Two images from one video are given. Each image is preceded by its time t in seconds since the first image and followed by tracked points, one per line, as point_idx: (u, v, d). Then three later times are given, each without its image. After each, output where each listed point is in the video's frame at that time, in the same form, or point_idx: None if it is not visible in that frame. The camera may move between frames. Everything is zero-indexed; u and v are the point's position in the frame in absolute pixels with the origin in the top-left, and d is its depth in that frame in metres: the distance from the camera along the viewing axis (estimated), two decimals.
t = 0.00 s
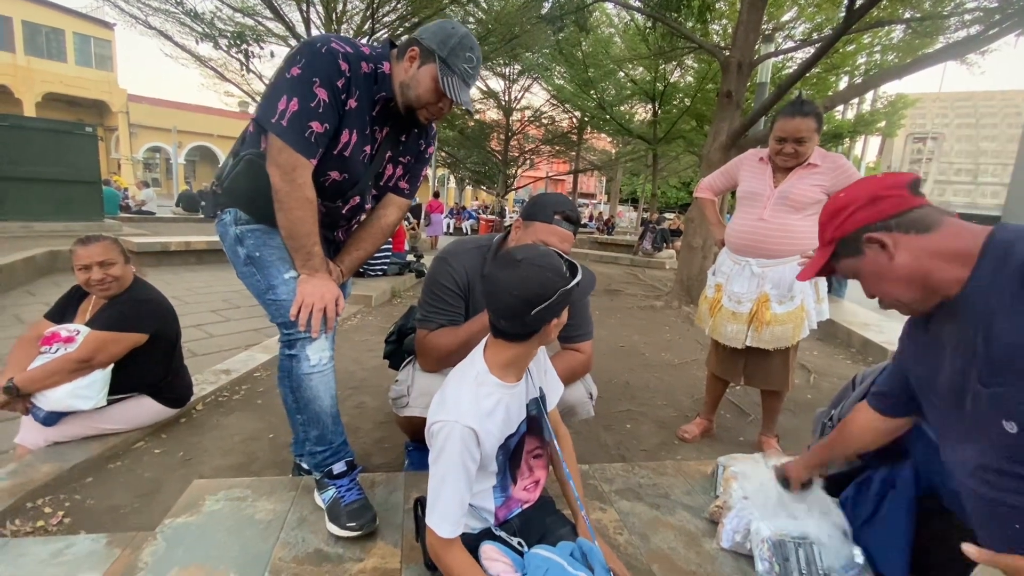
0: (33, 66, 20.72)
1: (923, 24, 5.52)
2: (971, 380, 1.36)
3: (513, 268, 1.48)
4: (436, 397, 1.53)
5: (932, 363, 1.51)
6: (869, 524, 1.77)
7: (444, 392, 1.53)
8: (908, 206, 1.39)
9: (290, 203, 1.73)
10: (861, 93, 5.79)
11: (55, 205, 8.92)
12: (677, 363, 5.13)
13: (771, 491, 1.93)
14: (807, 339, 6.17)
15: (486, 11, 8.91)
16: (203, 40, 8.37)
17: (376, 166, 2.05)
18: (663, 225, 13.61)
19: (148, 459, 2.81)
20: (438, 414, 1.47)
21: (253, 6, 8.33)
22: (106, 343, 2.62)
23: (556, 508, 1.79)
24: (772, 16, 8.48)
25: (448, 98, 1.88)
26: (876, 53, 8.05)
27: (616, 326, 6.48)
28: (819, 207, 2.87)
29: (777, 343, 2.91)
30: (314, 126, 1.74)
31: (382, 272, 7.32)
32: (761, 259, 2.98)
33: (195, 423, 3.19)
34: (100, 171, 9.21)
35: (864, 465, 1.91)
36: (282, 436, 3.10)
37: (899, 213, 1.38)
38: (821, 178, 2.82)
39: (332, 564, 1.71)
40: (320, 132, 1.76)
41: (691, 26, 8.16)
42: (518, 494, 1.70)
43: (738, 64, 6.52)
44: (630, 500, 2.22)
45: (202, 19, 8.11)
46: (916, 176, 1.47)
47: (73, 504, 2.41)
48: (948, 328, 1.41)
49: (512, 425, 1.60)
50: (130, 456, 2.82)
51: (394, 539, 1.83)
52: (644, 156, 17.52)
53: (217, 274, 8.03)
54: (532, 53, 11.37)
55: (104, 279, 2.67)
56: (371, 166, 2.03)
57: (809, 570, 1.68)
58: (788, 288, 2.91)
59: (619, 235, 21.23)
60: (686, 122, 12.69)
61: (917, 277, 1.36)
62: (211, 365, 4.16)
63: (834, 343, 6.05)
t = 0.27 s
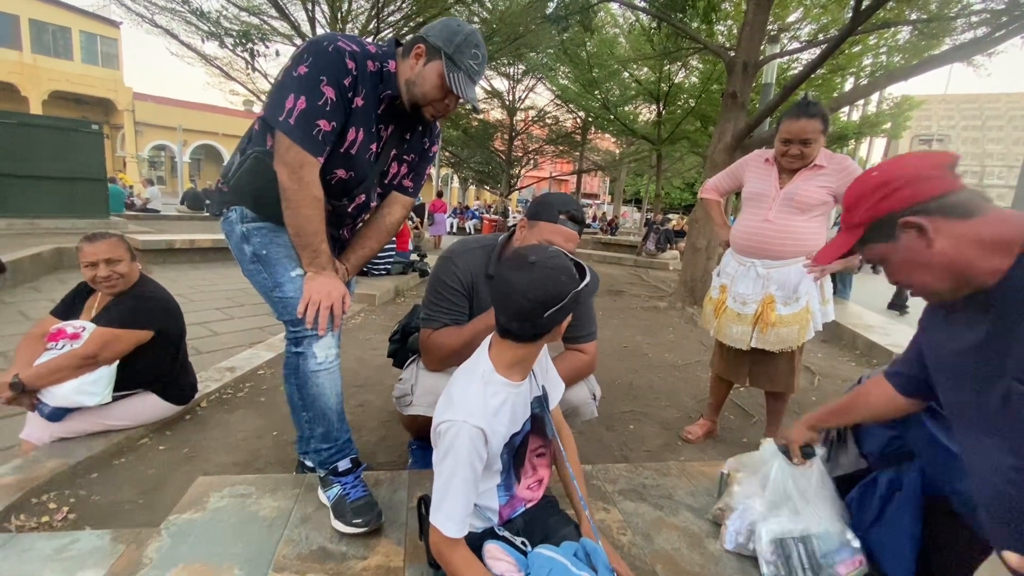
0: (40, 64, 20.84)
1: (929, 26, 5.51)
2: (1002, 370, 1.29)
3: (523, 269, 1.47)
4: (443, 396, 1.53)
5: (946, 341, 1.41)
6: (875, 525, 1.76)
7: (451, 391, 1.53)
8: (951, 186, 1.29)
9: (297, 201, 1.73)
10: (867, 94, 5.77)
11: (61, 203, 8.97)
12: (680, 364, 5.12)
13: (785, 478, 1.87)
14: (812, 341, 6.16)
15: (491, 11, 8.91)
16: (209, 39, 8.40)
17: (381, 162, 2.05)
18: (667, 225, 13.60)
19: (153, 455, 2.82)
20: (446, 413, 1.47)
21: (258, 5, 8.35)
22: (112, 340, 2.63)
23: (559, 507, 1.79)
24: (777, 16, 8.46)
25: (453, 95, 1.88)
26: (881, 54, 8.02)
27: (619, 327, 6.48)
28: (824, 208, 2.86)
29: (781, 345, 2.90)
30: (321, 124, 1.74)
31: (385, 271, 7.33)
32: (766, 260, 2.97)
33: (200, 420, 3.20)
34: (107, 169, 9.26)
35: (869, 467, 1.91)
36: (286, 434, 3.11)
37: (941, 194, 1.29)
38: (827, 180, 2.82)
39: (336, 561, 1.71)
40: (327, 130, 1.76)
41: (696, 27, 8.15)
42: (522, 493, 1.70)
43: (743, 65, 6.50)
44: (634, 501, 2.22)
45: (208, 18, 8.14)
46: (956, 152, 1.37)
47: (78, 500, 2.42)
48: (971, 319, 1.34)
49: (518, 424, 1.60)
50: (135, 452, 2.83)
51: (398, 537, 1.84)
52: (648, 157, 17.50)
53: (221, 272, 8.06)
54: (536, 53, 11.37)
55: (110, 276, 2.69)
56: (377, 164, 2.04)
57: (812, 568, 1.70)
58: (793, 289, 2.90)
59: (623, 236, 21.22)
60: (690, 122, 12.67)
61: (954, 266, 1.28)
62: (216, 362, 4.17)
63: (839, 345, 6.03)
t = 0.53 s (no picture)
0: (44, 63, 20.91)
1: (933, 29, 5.50)
2: None
3: (532, 271, 1.47)
4: (449, 396, 1.53)
5: (999, 322, 1.23)
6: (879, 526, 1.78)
7: (456, 391, 1.53)
8: None
9: (304, 201, 1.74)
10: (870, 98, 5.77)
11: (65, 202, 8.99)
12: (682, 366, 5.12)
13: (828, 494, 1.76)
14: (813, 344, 6.16)
15: (494, 13, 8.93)
16: (213, 39, 8.42)
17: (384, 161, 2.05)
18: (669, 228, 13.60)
19: (156, 453, 2.82)
20: (451, 413, 1.47)
21: (262, 5, 8.37)
22: (116, 339, 2.63)
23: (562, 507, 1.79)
24: (780, 19, 8.47)
25: (458, 95, 1.88)
26: (884, 58, 8.02)
27: (621, 328, 6.48)
28: (827, 211, 2.86)
29: (784, 347, 2.90)
30: (327, 125, 1.75)
31: (387, 271, 7.34)
32: (769, 262, 2.97)
33: (202, 419, 3.21)
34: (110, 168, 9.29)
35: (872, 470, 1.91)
36: (288, 433, 3.12)
37: None
38: (831, 183, 2.82)
39: (339, 560, 1.72)
40: (333, 131, 1.77)
41: (699, 29, 8.15)
42: (526, 493, 1.70)
43: (746, 67, 6.50)
44: (636, 502, 2.22)
45: (212, 18, 8.16)
46: None
47: (81, 497, 2.42)
48: None
49: (522, 424, 1.60)
50: (138, 450, 2.84)
51: (401, 536, 1.84)
52: (650, 159, 17.52)
53: (224, 271, 8.07)
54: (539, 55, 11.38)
55: (114, 274, 2.69)
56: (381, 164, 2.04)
57: None
58: (795, 291, 2.90)
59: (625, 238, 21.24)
60: (693, 125, 12.67)
61: None
62: (218, 361, 4.18)
63: (840, 348, 6.03)
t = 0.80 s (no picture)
0: (47, 63, 20.97)
1: (935, 32, 5.50)
2: None
3: (534, 272, 1.47)
4: (449, 397, 1.54)
5: None
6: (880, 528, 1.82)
7: (456, 391, 1.53)
8: None
9: (306, 201, 1.75)
10: (872, 100, 5.76)
11: (68, 201, 9.01)
12: (683, 368, 5.12)
13: (901, 495, 1.51)
14: (814, 347, 6.15)
15: (497, 14, 8.93)
16: (216, 39, 8.44)
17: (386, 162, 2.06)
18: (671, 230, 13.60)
19: (157, 453, 2.82)
20: (451, 414, 1.47)
21: (265, 6, 8.39)
22: (119, 338, 2.64)
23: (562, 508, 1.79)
24: (782, 22, 8.47)
25: (461, 95, 1.89)
26: (886, 61, 8.02)
27: (621, 330, 6.48)
28: (829, 214, 2.86)
29: (784, 350, 2.90)
30: (329, 125, 1.76)
31: (389, 272, 7.35)
32: (770, 264, 2.97)
33: (203, 419, 3.21)
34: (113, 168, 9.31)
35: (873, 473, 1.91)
36: (289, 433, 3.12)
37: None
38: (832, 186, 2.82)
39: (339, 560, 1.72)
40: (335, 131, 1.77)
41: (701, 31, 8.16)
42: (526, 494, 1.70)
43: (748, 70, 6.50)
44: (636, 504, 2.22)
45: (215, 19, 8.19)
46: None
47: (82, 496, 2.43)
48: None
49: (522, 425, 1.60)
50: (139, 449, 2.84)
51: (401, 537, 1.84)
52: (652, 161, 17.54)
53: (226, 271, 8.08)
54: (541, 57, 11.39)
55: (117, 274, 2.70)
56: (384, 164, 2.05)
57: None
58: (796, 293, 2.90)
59: (626, 239, 21.25)
60: (695, 127, 12.67)
61: None
62: (220, 361, 4.19)
63: (842, 351, 6.03)
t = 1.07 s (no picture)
0: (48, 63, 20.99)
1: (934, 35, 5.50)
2: None
3: (532, 274, 1.46)
4: (447, 399, 1.54)
5: None
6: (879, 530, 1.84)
7: (455, 393, 1.54)
8: None
9: (306, 202, 1.75)
10: (872, 103, 5.76)
11: (68, 201, 9.01)
12: (683, 370, 5.12)
13: None
14: (814, 349, 6.16)
15: (497, 16, 8.94)
16: (217, 41, 8.45)
17: (385, 161, 2.06)
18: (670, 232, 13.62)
19: (157, 453, 2.82)
20: (449, 416, 1.47)
21: (266, 7, 8.41)
22: (119, 338, 2.64)
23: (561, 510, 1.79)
24: (782, 24, 8.49)
25: (458, 88, 1.88)
26: (886, 64, 8.03)
27: (621, 332, 6.48)
28: (827, 217, 2.87)
29: (783, 352, 2.91)
30: (326, 126, 1.76)
31: (388, 273, 7.36)
32: (768, 266, 2.98)
33: (202, 419, 3.21)
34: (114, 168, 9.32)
35: (872, 476, 1.91)
36: (288, 434, 3.12)
37: None
38: (830, 189, 2.82)
39: (338, 562, 1.72)
40: (333, 131, 1.78)
41: (701, 34, 8.16)
42: (524, 496, 1.70)
43: (748, 72, 6.51)
44: (635, 506, 2.22)
45: (217, 20, 8.20)
46: None
47: (81, 496, 2.43)
48: None
49: (520, 427, 1.60)
50: (138, 450, 2.84)
51: (400, 538, 1.84)
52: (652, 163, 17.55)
53: (225, 272, 8.09)
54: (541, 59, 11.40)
55: (118, 274, 2.70)
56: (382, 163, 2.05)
57: None
58: (795, 296, 2.91)
59: (626, 241, 21.28)
60: (695, 129, 12.69)
61: None
62: (219, 362, 4.19)
63: (841, 353, 6.03)
